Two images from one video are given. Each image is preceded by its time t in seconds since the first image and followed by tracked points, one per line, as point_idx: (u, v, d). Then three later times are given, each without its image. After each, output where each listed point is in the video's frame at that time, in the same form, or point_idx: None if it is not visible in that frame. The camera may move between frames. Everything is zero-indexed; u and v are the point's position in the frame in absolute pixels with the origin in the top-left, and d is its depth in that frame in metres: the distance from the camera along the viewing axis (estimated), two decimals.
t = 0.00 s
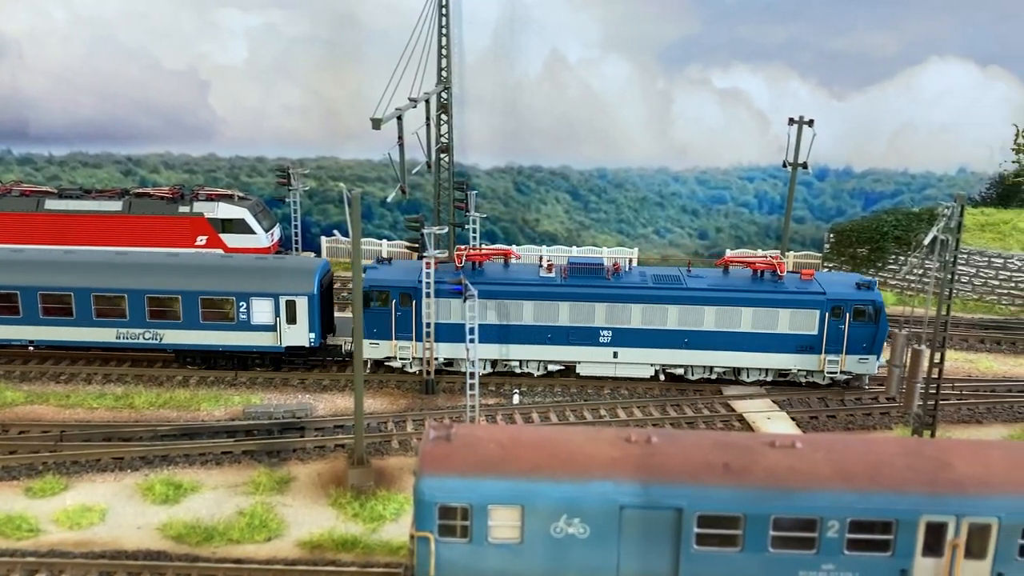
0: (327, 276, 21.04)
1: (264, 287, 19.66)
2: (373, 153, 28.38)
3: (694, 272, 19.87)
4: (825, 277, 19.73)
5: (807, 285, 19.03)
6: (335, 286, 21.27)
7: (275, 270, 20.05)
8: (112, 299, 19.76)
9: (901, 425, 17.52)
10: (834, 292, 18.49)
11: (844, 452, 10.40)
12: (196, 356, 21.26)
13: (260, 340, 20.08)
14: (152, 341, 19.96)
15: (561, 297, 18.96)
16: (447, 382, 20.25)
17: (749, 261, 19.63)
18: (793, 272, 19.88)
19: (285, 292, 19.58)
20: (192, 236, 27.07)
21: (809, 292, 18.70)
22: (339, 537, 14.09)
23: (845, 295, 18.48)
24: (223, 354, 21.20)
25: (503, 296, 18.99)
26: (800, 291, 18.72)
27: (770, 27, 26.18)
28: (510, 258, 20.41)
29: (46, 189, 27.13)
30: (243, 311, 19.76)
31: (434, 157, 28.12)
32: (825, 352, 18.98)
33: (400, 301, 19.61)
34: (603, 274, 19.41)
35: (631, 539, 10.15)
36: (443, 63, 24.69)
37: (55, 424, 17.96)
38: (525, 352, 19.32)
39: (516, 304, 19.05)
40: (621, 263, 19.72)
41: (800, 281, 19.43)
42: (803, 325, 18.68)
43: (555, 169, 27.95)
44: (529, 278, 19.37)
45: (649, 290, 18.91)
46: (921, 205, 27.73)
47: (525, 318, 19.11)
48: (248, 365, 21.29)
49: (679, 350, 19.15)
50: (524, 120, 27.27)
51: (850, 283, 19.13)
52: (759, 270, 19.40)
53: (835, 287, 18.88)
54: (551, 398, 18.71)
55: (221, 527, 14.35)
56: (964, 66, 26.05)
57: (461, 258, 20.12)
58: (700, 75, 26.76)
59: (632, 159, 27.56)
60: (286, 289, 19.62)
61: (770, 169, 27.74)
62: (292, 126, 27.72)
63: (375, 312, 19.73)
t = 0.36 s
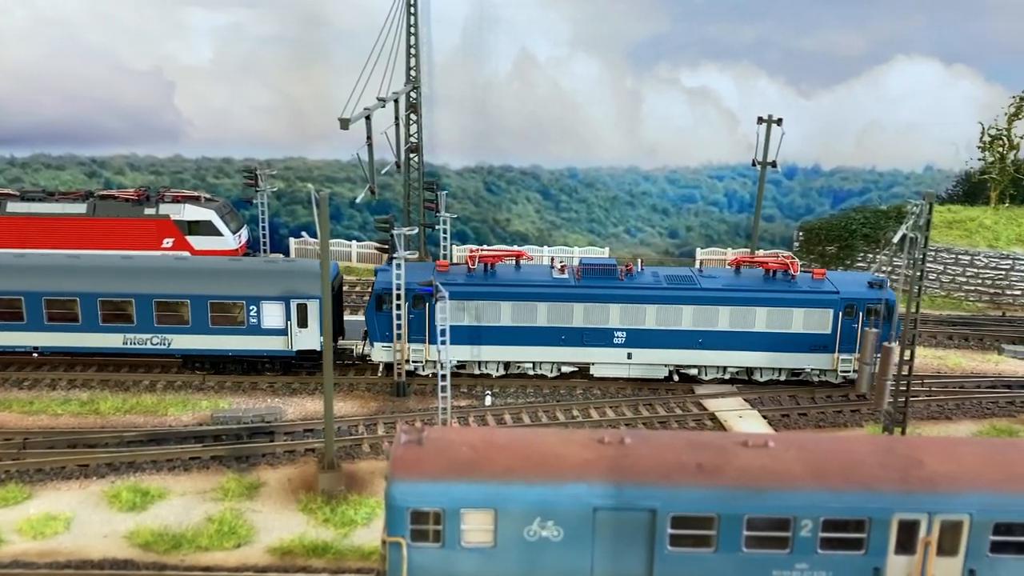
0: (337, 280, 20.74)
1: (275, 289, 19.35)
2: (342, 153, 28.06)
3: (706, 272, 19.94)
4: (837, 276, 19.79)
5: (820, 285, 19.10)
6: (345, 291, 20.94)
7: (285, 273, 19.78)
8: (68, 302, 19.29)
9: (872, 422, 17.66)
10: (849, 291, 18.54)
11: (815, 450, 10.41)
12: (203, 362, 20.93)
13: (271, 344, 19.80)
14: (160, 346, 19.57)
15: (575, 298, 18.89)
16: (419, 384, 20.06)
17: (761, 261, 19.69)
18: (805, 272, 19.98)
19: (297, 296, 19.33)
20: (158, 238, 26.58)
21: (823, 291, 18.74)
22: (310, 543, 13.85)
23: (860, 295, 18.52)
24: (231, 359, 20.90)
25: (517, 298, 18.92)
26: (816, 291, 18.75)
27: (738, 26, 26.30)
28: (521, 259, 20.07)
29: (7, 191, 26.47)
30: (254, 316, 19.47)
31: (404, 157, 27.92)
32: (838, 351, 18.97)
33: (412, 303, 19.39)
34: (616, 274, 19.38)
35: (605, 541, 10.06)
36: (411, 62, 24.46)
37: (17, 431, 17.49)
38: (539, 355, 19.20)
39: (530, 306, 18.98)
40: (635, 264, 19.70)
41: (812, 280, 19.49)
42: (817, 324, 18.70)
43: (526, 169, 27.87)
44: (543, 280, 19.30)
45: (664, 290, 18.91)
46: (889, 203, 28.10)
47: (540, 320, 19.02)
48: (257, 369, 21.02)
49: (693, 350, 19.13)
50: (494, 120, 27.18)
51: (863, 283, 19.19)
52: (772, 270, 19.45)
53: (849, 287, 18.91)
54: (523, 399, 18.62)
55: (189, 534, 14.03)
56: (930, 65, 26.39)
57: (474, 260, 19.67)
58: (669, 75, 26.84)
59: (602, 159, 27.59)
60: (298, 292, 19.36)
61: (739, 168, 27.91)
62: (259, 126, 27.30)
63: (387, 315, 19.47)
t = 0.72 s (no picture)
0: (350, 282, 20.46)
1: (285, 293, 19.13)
2: (310, 153, 27.69)
3: (719, 272, 19.92)
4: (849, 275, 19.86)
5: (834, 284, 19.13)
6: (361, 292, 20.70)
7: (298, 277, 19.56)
8: (22, 307, 18.83)
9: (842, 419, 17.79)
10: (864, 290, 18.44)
11: (787, 449, 10.43)
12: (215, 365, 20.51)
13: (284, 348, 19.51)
14: (172, 350, 19.31)
15: (590, 298, 18.77)
16: (390, 386, 19.84)
17: (775, 260, 19.67)
18: (818, 271, 19.94)
19: (311, 299, 19.13)
20: (123, 240, 26.06)
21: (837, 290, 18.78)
22: (280, 549, 13.59)
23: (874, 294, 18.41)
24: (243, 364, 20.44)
25: (532, 299, 18.79)
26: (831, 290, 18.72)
27: (707, 26, 26.40)
28: (534, 259, 19.81)
29: None
30: (266, 319, 19.23)
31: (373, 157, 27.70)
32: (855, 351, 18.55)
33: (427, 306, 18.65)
34: (631, 275, 19.33)
35: (578, 543, 9.98)
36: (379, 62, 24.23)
37: None
38: (554, 356, 19.08)
39: (545, 307, 18.85)
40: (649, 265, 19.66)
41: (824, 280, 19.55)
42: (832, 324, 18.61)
43: (496, 169, 27.71)
44: (557, 280, 19.16)
45: (678, 290, 18.87)
46: (857, 201, 28.27)
47: (555, 321, 18.91)
48: (271, 374, 20.54)
49: (708, 349, 19.10)
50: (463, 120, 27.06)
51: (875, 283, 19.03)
52: (785, 270, 19.46)
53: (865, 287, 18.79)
54: (495, 400, 18.50)
55: (157, 542, 13.71)
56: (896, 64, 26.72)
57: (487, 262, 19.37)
58: (639, 74, 26.88)
59: (572, 158, 27.55)
60: (313, 296, 19.14)
61: (709, 167, 28.03)
62: (226, 127, 26.86)
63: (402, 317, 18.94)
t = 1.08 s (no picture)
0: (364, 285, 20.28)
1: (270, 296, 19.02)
2: (277, 154, 27.30)
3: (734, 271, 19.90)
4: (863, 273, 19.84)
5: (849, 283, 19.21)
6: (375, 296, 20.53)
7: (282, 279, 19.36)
8: None
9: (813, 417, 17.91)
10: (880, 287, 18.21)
11: (760, 448, 10.43)
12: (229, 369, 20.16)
13: (300, 351, 19.36)
14: (185, 355, 18.99)
15: (607, 299, 18.73)
16: (360, 389, 19.59)
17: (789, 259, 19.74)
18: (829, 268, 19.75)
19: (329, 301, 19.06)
20: (88, 243, 25.52)
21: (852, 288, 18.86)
22: (249, 556, 13.32)
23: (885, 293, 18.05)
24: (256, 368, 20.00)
25: (550, 300, 18.70)
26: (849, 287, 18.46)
27: (675, 25, 26.48)
28: (550, 259, 19.67)
29: None
30: (283, 322, 19.10)
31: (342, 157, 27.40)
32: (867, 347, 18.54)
33: (445, 307, 18.47)
34: (648, 275, 19.27)
35: (552, 546, 9.88)
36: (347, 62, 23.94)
37: None
38: (571, 356, 19.04)
39: (562, 308, 18.77)
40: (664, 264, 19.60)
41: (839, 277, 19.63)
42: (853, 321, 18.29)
43: (466, 168, 27.56)
44: (573, 281, 19.05)
45: (696, 290, 18.84)
46: (825, 199, 28.59)
47: (572, 322, 18.85)
48: (285, 378, 20.11)
49: (724, 349, 19.15)
50: (433, 120, 26.92)
51: (888, 279, 18.85)
52: (799, 269, 19.49)
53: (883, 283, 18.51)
54: (467, 402, 18.37)
55: (124, 550, 13.38)
56: (861, 62, 27.04)
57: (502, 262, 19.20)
58: (608, 73, 26.89)
59: (542, 158, 27.50)
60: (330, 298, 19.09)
61: (679, 166, 28.13)
62: (192, 127, 26.40)
63: (420, 319, 18.46)
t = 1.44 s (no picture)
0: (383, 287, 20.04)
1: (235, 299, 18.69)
2: (244, 155, 26.89)
3: (748, 270, 20.01)
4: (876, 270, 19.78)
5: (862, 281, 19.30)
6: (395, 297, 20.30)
7: (248, 282, 19.03)
8: None
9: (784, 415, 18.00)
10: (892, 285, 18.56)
11: (733, 447, 10.43)
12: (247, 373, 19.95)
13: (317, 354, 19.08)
14: (201, 359, 18.69)
15: (624, 299, 18.80)
16: (331, 393, 19.32)
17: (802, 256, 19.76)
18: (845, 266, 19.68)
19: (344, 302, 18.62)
20: (51, 246, 24.99)
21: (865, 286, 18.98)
22: (218, 563, 13.05)
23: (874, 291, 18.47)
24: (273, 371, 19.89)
25: (567, 300, 18.73)
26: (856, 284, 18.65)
27: (644, 25, 26.55)
28: (565, 260, 19.82)
29: None
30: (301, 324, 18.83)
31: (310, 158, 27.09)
32: (881, 345, 18.89)
33: (462, 308, 18.44)
34: (663, 275, 19.38)
35: (526, 549, 9.78)
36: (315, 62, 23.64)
37: None
38: (589, 356, 19.03)
39: (579, 308, 18.80)
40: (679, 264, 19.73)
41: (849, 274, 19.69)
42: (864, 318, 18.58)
43: (436, 168, 27.40)
44: (590, 281, 19.10)
45: (712, 289, 18.95)
46: (795, 197, 28.71)
47: (590, 322, 18.87)
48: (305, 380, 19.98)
49: (742, 348, 19.21)
50: (402, 120, 26.74)
51: (900, 277, 19.17)
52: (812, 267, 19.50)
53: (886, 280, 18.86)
54: (439, 404, 18.19)
55: (89, 560, 13.05)
56: (828, 61, 27.31)
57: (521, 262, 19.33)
58: (578, 72, 26.87)
59: (513, 158, 27.41)
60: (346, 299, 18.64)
61: (649, 165, 28.20)
62: (158, 128, 25.92)
63: (437, 320, 18.42)
